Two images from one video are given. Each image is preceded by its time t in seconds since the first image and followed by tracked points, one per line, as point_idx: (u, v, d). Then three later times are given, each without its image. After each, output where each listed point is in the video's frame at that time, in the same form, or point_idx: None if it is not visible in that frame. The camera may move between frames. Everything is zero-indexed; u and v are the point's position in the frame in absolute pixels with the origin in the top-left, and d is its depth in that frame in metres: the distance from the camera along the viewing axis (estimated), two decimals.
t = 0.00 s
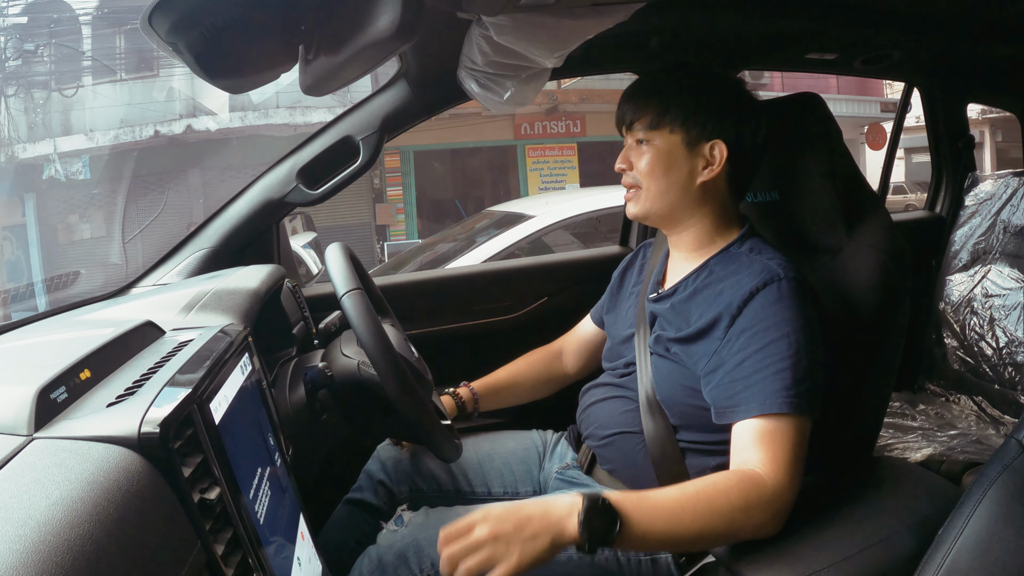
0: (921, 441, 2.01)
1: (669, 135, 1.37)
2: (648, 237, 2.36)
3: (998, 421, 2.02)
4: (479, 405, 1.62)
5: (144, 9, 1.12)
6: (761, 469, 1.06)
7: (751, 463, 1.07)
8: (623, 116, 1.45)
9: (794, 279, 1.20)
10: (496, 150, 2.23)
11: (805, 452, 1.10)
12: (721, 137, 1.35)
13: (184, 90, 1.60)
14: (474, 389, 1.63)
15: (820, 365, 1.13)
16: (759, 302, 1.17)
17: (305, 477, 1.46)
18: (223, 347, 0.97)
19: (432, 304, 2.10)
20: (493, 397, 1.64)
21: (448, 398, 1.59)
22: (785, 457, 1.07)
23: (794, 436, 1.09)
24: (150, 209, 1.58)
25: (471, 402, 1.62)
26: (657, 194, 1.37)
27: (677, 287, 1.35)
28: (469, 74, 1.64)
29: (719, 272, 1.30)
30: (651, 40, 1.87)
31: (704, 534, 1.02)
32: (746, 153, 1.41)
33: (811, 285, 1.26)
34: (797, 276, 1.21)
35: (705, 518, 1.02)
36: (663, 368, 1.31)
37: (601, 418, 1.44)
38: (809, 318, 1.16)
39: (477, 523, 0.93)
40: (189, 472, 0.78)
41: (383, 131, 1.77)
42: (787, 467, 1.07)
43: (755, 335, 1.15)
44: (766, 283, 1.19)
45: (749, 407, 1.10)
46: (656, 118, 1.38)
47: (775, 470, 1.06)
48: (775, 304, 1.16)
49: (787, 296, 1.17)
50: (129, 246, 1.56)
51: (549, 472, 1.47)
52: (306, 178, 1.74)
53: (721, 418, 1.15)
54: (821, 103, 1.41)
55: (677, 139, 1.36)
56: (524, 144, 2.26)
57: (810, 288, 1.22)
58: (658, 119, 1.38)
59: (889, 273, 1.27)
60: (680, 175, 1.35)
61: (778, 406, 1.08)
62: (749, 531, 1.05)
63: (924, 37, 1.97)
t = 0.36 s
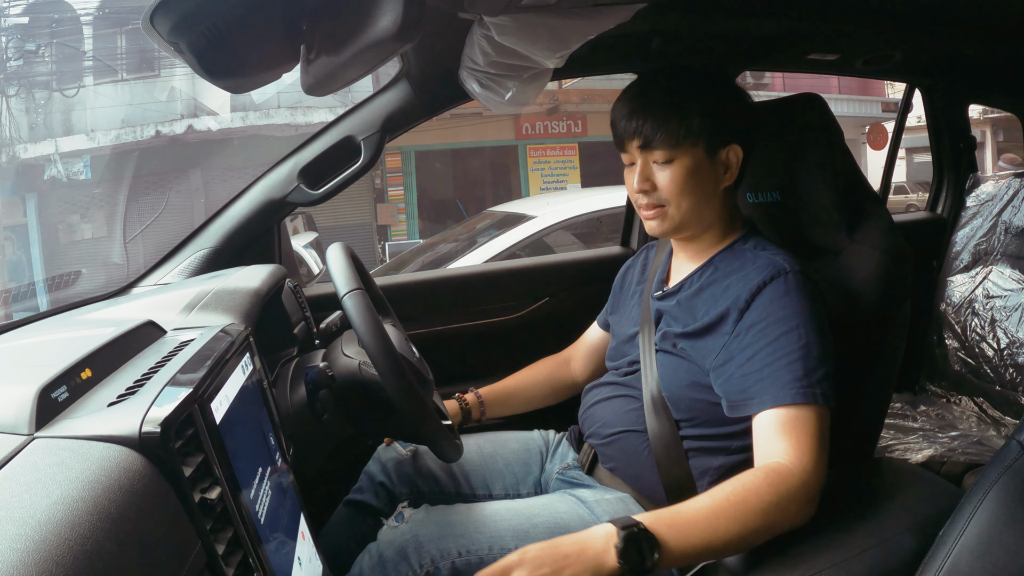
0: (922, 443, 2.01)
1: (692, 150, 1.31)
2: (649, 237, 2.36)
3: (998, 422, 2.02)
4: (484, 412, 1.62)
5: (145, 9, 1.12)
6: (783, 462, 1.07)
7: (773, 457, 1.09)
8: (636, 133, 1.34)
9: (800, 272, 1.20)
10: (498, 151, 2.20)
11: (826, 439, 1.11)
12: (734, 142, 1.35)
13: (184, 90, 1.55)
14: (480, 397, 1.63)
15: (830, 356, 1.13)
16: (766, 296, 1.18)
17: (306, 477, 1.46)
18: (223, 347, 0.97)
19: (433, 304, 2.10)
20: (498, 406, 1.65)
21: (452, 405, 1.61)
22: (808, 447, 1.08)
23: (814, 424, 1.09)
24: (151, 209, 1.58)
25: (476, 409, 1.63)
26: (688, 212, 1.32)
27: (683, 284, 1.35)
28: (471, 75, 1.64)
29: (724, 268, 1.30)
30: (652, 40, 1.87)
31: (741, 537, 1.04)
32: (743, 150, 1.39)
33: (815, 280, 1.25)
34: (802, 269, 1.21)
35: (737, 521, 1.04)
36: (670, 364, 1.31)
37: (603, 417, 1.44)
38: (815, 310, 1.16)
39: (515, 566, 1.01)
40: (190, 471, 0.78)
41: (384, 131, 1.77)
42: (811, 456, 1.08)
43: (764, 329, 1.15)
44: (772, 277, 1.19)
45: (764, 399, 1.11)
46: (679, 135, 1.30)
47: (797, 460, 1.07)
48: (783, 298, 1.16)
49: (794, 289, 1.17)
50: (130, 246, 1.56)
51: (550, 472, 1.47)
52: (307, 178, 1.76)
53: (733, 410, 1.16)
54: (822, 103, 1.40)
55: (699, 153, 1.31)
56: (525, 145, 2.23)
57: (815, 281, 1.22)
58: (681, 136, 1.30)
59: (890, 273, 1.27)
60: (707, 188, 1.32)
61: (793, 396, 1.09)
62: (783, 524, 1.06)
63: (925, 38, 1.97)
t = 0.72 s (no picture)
0: (924, 443, 2.01)
1: (696, 156, 1.31)
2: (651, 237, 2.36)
3: (1001, 422, 2.02)
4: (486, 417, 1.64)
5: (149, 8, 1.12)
6: (782, 476, 1.08)
7: (772, 471, 1.09)
8: (638, 138, 1.33)
9: (798, 275, 1.20)
10: (500, 150, 2.22)
11: (827, 443, 1.11)
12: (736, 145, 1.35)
13: (187, 89, 1.57)
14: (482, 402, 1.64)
15: (828, 360, 1.13)
16: (763, 300, 1.17)
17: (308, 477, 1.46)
18: (225, 347, 0.96)
19: (435, 304, 2.10)
20: (500, 411, 1.66)
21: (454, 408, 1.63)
22: (807, 457, 1.08)
23: (814, 431, 1.09)
24: (153, 208, 1.58)
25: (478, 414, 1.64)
26: (691, 217, 1.32)
27: (681, 286, 1.35)
28: (473, 75, 1.63)
29: (723, 270, 1.30)
30: (655, 40, 1.87)
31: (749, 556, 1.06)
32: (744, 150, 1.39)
33: (814, 287, 1.24)
34: (800, 272, 1.21)
35: (743, 543, 1.06)
36: (669, 366, 1.31)
37: (604, 418, 1.44)
38: (813, 314, 1.15)
39: None
40: (192, 470, 0.78)
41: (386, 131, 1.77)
42: (810, 465, 1.08)
43: (761, 334, 1.15)
44: (769, 281, 1.19)
45: (761, 407, 1.11)
46: (683, 140, 1.30)
47: (795, 474, 1.08)
48: (780, 302, 1.16)
49: (791, 293, 1.17)
50: (132, 245, 1.56)
51: (551, 472, 1.48)
52: (309, 178, 1.75)
53: (733, 417, 1.16)
54: (824, 103, 1.41)
55: (702, 158, 1.31)
56: (527, 144, 2.24)
57: (813, 285, 1.21)
58: (684, 141, 1.30)
59: (893, 273, 1.27)
60: (710, 193, 1.33)
61: (789, 404, 1.09)
62: (789, 534, 1.08)
63: (928, 37, 1.97)
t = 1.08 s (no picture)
0: (926, 444, 2.01)
1: (697, 154, 1.30)
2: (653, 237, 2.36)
3: (1003, 423, 2.02)
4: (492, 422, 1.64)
5: (150, 8, 1.13)
6: (779, 476, 1.08)
7: (770, 470, 1.09)
8: (640, 135, 1.33)
9: (802, 276, 1.20)
10: (501, 151, 2.21)
11: (831, 445, 1.11)
12: (740, 145, 1.34)
13: (189, 89, 1.64)
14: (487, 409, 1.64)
15: (831, 360, 1.13)
16: (766, 300, 1.17)
17: (309, 477, 1.46)
18: (227, 347, 0.96)
19: (436, 304, 2.10)
20: (507, 415, 1.66)
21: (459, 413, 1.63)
22: (806, 458, 1.08)
23: (816, 433, 1.09)
24: (155, 208, 1.58)
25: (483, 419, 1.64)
26: (691, 216, 1.31)
27: (684, 286, 1.35)
28: (475, 74, 1.63)
29: (727, 271, 1.30)
30: (657, 40, 1.87)
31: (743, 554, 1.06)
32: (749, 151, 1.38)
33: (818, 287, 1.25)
34: (803, 273, 1.20)
35: (737, 540, 1.06)
36: (672, 366, 1.31)
37: (606, 418, 1.44)
38: (816, 314, 1.15)
39: None
40: (194, 470, 0.78)
41: (388, 131, 1.77)
42: (810, 466, 1.08)
43: (764, 334, 1.15)
44: (773, 281, 1.19)
45: (764, 407, 1.11)
46: (684, 138, 1.29)
47: (791, 476, 1.07)
48: (783, 302, 1.16)
49: (795, 293, 1.17)
50: (135, 245, 1.57)
51: (553, 472, 1.48)
52: (312, 178, 1.73)
53: (735, 417, 1.16)
54: (827, 104, 1.41)
55: (704, 157, 1.30)
56: (529, 144, 2.25)
57: (816, 285, 1.21)
58: (686, 139, 1.29)
59: (896, 273, 1.27)
60: (712, 192, 1.32)
61: (792, 403, 1.09)
62: (785, 534, 1.07)
63: (929, 37, 1.97)
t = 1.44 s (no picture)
0: (927, 444, 2.01)
1: (678, 152, 1.32)
2: (653, 237, 2.36)
3: (1003, 423, 2.02)
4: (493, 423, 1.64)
5: (151, 8, 1.13)
6: (769, 475, 1.08)
7: (761, 470, 1.10)
8: (629, 126, 1.38)
9: (802, 277, 1.20)
10: (503, 150, 2.20)
11: (825, 445, 1.11)
12: (730, 153, 1.32)
13: (190, 89, 1.63)
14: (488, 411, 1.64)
15: (830, 361, 1.13)
16: (766, 301, 1.17)
17: (310, 477, 1.46)
18: (228, 347, 0.96)
19: (436, 304, 2.10)
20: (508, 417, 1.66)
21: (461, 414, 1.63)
22: (798, 457, 1.08)
23: (809, 434, 1.09)
24: (156, 208, 1.58)
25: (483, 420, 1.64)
26: (666, 213, 1.34)
27: (685, 286, 1.35)
28: (475, 74, 1.63)
29: (727, 271, 1.30)
30: (657, 41, 1.87)
31: (733, 553, 1.06)
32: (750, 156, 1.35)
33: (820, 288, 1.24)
34: (803, 274, 1.20)
35: (726, 540, 1.06)
36: (672, 367, 1.31)
37: (606, 418, 1.44)
38: (816, 315, 1.15)
39: None
40: (194, 470, 0.78)
41: (388, 131, 1.77)
42: (801, 465, 1.08)
43: (763, 335, 1.15)
44: (773, 282, 1.18)
45: (763, 407, 1.11)
46: (665, 135, 1.32)
47: (782, 475, 1.07)
48: (783, 303, 1.16)
49: (795, 294, 1.17)
50: (135, 245, 1.57)
51: (553, 472, 1.47)
52: (312, 178, 1.73)
53: (734, 418, 1.16)
54: (828, 104, 1.41)
55: (685, 156, 1.32)
56: (530, 144, 2.25)
57: (817, 286, 1.21)
58: (667, 136, 1.32)
59: (896, 272, 1.27)
60: (689, 193, 1.33)
61: (790, 404, 1.08)
62: (776, 533, 1.07)
63: (930, 37, 1.97)
